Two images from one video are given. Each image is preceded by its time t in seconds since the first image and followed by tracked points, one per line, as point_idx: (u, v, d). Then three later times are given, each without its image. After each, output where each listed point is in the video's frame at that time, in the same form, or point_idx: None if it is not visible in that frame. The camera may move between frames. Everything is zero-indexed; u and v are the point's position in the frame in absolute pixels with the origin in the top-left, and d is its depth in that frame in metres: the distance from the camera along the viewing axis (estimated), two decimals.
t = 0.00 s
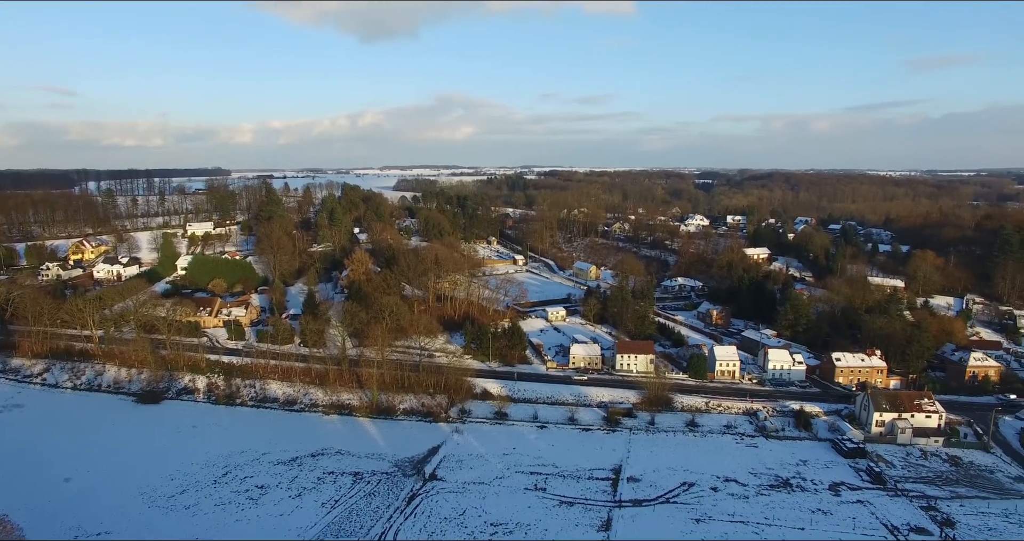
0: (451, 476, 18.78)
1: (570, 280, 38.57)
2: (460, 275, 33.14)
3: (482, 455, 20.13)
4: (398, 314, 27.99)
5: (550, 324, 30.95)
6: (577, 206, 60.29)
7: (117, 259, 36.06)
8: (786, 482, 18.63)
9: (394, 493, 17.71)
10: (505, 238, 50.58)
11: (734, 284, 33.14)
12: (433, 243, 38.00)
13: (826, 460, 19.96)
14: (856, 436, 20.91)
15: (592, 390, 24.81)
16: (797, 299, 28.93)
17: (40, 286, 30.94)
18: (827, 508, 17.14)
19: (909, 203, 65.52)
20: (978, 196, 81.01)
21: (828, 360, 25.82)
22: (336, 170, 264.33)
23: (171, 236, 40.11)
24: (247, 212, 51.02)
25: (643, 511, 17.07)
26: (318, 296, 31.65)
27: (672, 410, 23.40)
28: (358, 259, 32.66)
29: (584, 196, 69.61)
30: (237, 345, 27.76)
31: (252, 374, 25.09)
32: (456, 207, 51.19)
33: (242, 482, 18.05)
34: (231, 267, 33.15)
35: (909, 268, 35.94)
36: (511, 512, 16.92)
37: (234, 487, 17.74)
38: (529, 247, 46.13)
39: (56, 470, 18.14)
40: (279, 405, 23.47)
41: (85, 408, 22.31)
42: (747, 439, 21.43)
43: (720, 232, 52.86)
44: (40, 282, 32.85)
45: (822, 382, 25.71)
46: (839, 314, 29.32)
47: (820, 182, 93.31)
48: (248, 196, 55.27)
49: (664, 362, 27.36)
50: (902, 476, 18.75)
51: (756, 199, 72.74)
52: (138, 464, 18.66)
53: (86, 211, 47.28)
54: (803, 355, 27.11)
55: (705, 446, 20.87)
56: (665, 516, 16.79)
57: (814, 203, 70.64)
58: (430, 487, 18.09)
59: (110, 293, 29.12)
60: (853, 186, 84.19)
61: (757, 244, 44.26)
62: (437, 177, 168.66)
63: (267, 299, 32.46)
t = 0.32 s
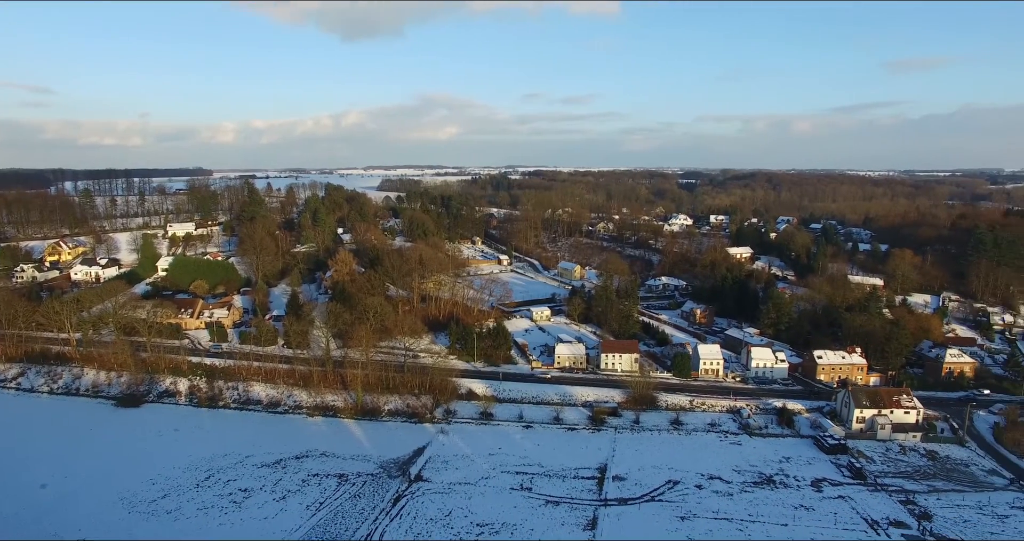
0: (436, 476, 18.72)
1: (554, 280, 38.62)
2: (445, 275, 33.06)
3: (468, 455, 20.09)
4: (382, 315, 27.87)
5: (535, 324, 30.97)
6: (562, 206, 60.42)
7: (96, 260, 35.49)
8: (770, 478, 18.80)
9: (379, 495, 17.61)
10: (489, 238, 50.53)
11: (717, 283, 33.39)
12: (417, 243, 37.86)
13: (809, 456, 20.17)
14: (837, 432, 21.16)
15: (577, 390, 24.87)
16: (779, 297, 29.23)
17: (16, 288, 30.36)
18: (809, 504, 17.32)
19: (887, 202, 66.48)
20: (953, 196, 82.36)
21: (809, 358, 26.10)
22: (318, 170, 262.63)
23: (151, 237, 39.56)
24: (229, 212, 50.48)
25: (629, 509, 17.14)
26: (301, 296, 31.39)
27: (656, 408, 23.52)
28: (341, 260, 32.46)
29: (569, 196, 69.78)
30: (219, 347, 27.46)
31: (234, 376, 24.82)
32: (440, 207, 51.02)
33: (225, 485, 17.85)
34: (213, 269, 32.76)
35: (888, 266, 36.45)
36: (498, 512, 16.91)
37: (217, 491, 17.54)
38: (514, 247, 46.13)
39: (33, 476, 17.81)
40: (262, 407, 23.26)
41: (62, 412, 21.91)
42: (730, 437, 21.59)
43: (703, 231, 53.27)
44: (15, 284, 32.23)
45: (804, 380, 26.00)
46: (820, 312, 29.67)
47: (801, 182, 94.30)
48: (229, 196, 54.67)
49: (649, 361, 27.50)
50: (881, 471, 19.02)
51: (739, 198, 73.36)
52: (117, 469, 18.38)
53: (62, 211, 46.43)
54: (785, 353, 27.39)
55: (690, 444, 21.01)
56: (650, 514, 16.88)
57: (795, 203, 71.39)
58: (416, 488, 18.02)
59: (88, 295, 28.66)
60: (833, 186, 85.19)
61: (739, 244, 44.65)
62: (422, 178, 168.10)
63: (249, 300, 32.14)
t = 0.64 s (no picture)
0: (425, 477, 18.68)
1: (543, 280, 38.65)
2: (433, 275, 32.99)
3: (457, 455, 20.05)
4: (370, 315, 27.75)
5: (523, 324, 30.97)
6: (549, 206, 60.51)
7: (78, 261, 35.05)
8: (757, 476, 18.93)
9: (368, 496, 17.54)
10: (477, 238, 50.50)
11: (704, 283, 33.58)
12: (405, 243, 37.75)
13: (795, 454, 20.34)
14: (823, 430, 21.36)
15: (565, 389, 24.91)
16: (766, 296, 29.46)
17: None
18: (796, 501, 17.46)
19: (870, 202, 67.18)
20: (935, 196, 83.32)
21: (796, 356, 26.33)
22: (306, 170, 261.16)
23: (135, 238, 39.14)
24: (214, 213, 50.05)
25: (617, 508, 17.19)
26: (288, 297, 31.20)
27: (644, 407, 23.61)
28: (329, 260, 32.29)
29: (557, 196, 69.91)
30: (205, 349, 27.23)
31: (221, 378, 24.62)
32: (427, 207, 50.94)
33: (212, 488, 17.70)
34: (199, 270, 32.49)
35: (872, 265, 36.83)
36: (487, 512, 16.89)
37: (204, 494, 17.38)
38: (502, 248, 46.10)
39: (13, 482, 17.54)
40: (249, 409, 23.10)
41: (44, 416, 21.64)
42: (718, 435, 21.72)
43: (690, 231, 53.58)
44: None
45: (790, 378, 26.21)
46: (806, 311, 29.94)
47: (786, 182, 94.99)
48: (214, 197, 54.21)
49: (637, 360, 27.59)
50: (866, 468, 19.22)
51: (725, 198, 73.84)
52: (100, 474, 18.15)
53: (43, 211, 45.77)
54: (772, 352, 27.60)
55: (678, 443, 21.11)
56: (638, 512, 16.95)
57: (781, 203, 71.96)
58: (405, 489, 17.96)
59: (71, 297, 28.29)
60: (819, 185, 85.94)
61: (726, 243, 44.93)
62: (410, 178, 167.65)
63: (236, 301, 31.90)
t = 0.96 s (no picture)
0: (417, 478, 18.64)
1: (534, 280, 38.66)
2: (424, 275, 32.93)
3: (449, 456, 20.01)
4: (361, 316, 27.67)
5: (515, 324, 30.97)
6: (541, 206, 60.57)
7: (65, 262, 34.72)
8: (748, 475, 19.02)
9: (359, 497, 17.48)
10: (469, 238, 50.49)
11: (695, 282, 33.72)
12: (396, 243, 37.66)
13: (786, 452, 20.45)
14: (812, 428, 21.50)
15: (557, 389, 24.93)
16: (756, 296, 29.64)
17: None
18: (786, 499, 17.57)
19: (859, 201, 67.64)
20: (922, 195, 83.98)
21: (786, 355, 26.50)
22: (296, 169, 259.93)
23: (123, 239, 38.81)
24: (204, 213, 49.73)
25: (609, 507, 17.23)
26: (279, 298, 31.05)
27: (636, 407, 23.68)
28: (319, 261, 32.16)
29: (548, 196, 70.01)
30: (195, 350, 27.05)
31: (211, 379, 24.48)
32: (418, 207, 50.81)
33: (202, 491, 17.58)
34: (187, 270, 32.30)
35: (860, 264, 37.11)
36: (479, 512, 16.88)
37: (193, 496, 17.26)
38: (493, 248, 46.08)
39: None
40: (240, 411, 22.96)
41: (31, 419, 21.43)
42: (709, 434, 21.81)
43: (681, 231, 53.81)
44: None
45: (780, 377, 26.37)
46: (795, 310, 30.14)
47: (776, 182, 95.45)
48: (203, 197, 53.87)
49: (628, 359, 27.66)
50: (856, 465, 19.36)
51: (715, 198, 74.19)
52: (88, 477, 17.97)
53: (29, 211, 45.30)
54: (762, 351, 27.75)
55: (669, 442, 21.18)
56: (630, 511, 17.00)
57: (771, 202, 72.41)
58: (397, 490, 17.91)
59: (58, 298, 28.00)
60: (808, 185, 86.48)
61: (716, 243, 45.13)
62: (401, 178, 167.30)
63: (226, 302, 31.72)
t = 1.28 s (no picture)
0: (408, 478, 18.60)
1: (525, 280, 38.67)
2: (414, 275, 32.87)
3: (440, 456, 20.00)
4: (352, 316, 27.57)
5: (505, 324, 30.97)
6: (531, 206, 60.61)
7: (51, 263, 34.38)
8: (738, 473, 19.13)
9: (350, 498, 17.43)
10: (459, 238, 50.45)
11: (685, 282, 33.87)
12: (386, 244, 37.57)
13: (775, 450, 20.59)
14: (802, 426, 21.66)
15: (548, 389, 24.96)
16: (746, 296, 29.81)
17: None
18: (776, 496, 17.69)
19: (847, 201, 68.18)
20: (909, 196, 84.70)
21: (775, 353, 26.67)
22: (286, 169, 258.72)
23: (110, 239, 38.44)
24: (192, 213, 49.39)
25: (600, 507, 17.27)
26: (268, 298, 30.89)
27: (626, 406, 23.76)
28: (309, 261, 32.01)
29: (539, 196, 70.07)
30: (184, 351, 26.85)
31: (200, 381, 24.32)
32: (409, 207, 50.73)
33: (191, 493, 17.45)
34: (176, 271, 32.08)
35: (848, 264, 37.40)
36: (470, 512, 16.88)
37: (183, 499, 17.13)
38: (483, 248, 46.04)
39: None
40: (229, 412, 22.82)
41: (16, 422, 21.18)
42: (700, 432, 21.91)
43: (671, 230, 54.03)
44: None
45: (770, 375, 26.53)
46: (785, 310, 30.35)
47: (766, 182, 95.94)
48: (192, 197, 53.48)
49: (619, 359, 27.75)
50: (844, 463, 19.52)
51: (705, 198, 74.49)
52: (75, 481, 17.78)
53: (14, 212, 44.81)
54: (752, 350, 27.92)
55: (659, 441, 21.27)
56: (621, 510, 17.05)
57: (760, 202, 72.80)
58: (388, 491, 17.87)
59: (42, 299, 27.64)
60: (797, 185, 86.97)
61: (706, 243, 45.34)
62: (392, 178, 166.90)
63: (215, 303, 31.51)
